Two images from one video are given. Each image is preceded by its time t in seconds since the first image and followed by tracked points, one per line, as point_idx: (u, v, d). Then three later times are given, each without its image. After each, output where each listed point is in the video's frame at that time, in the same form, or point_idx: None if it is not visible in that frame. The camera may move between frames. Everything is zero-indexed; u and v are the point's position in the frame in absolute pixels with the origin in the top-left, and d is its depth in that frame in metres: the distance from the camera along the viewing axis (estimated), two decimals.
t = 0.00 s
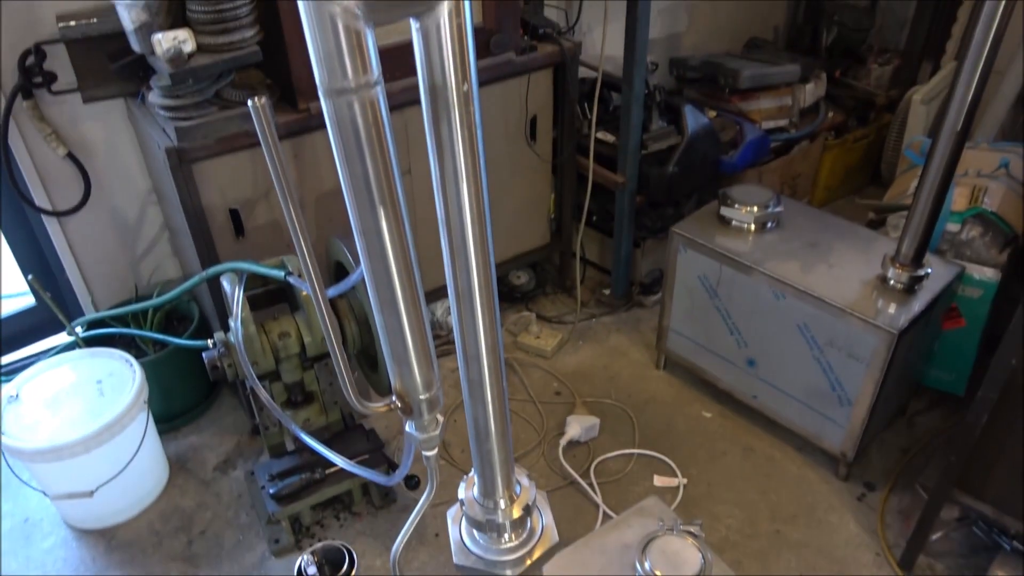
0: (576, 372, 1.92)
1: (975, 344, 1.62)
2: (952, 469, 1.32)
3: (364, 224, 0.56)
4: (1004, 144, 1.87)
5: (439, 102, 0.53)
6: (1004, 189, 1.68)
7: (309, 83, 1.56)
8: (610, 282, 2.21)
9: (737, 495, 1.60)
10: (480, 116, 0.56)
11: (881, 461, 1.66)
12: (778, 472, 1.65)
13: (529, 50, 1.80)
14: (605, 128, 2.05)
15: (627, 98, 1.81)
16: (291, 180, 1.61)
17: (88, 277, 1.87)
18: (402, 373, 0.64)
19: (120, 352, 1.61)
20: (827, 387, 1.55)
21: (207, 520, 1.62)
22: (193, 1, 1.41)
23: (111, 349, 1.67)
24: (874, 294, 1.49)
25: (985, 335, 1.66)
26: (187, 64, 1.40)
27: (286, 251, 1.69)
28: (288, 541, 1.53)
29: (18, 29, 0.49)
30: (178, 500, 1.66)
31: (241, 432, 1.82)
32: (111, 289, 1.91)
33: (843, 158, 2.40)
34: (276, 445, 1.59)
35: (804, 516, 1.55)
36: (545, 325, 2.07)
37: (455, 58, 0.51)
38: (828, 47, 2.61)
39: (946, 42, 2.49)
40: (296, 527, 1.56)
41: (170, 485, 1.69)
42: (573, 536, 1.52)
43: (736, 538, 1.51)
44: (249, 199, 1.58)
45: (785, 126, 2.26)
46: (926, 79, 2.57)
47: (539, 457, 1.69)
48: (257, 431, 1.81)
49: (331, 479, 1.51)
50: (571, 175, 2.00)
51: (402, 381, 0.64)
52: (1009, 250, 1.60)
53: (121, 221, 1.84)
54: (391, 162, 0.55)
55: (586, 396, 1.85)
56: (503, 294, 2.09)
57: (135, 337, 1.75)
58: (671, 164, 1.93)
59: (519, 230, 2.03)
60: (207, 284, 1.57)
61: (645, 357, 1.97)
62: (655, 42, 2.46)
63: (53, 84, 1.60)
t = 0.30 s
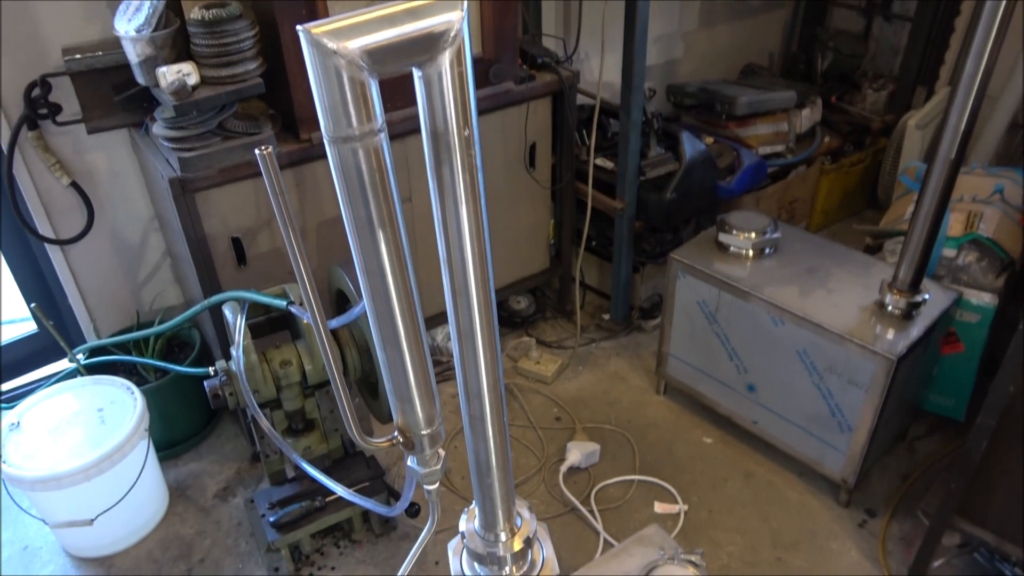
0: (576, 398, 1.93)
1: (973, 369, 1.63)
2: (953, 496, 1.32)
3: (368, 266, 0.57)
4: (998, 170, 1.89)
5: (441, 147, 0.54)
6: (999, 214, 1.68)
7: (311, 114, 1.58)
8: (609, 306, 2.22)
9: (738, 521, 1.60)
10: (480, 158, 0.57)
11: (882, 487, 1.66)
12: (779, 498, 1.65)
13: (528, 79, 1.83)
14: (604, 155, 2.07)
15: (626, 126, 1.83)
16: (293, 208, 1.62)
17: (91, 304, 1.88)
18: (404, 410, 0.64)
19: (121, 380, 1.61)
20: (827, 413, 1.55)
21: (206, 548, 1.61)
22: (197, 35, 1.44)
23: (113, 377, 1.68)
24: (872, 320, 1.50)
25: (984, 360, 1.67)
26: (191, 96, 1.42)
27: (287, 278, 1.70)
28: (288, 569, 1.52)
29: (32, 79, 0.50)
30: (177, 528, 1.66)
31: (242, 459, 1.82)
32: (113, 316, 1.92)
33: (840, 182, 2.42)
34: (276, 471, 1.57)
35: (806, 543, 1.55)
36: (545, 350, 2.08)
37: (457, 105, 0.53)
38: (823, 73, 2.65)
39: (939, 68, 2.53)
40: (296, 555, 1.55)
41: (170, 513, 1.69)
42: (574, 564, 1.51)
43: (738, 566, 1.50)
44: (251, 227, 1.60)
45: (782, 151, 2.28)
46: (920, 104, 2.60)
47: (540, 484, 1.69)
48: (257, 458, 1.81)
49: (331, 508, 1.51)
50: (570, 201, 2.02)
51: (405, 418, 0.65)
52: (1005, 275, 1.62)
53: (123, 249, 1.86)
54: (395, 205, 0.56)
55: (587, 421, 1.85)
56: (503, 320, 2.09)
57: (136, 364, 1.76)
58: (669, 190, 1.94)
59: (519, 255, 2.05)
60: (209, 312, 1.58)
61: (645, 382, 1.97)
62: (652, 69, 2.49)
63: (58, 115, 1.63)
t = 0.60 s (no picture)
0: (568, 417, 1.93)
1: (963, 389, 1.64)
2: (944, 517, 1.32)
3: (362, 291, 0.57)
4: (986, 192, 1.92)
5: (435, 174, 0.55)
6: (987, 236, 1.70)
7: (306, 134, 1.59)
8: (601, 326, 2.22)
9: (731, 542, 1.59)
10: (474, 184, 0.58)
11: (874, 507, 1.66)
12: (771, 518, 1.65)
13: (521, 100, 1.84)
14: (596, 175, 2.09)
15: (618, 147, 1.84)
16: (286, 227, 1.63)
17: (81, 323, 1.87)
18: (396, 433, 0.64)
19: (110, 400, 1.60)
20: (819, 433, 1.56)
21: (195, 570, 1.59)
22: (192, 56, 1.45)
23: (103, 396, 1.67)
24: (863, 341, 1.51)
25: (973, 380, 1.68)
26: (186, 116, 1.43)
27: (280, 297, 1.70)
28: None
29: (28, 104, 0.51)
30: (166, 549, 1.64)
31: (231, 480, 1.81)
32: (103, 335, 1.91)
33: (830, 203, 2.44)
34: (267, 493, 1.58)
35: (798, 564, 1.54)
36: (537, 369, 2.08)
37: (451, 132, 0.54)
38: (812, 95, 2.68)
39: (926, 91, 2.56)
40: None
41: (158, 534, 1.67)
42: None
43: None
44: (244, 247, 1.60)
45: (772, 172, 2.30)
46: (908, 126, 2.63)
47: (532, 505, 1.68)
48: (247, 478, 1.79)
49: (321, 529, 1.50)
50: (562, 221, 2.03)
51: (397, 442, 0.65)
52: (993, 296, 1.63)
53: (115, 267, 1.85)
54: (389, 230, 0.56)
55: (579, 441, 1.85)
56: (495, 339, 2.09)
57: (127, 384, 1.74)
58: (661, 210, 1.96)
59: (512, 275, 2.05)
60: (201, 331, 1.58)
61: (637, 402, 1.97)
62: (644, 91, 2.52)
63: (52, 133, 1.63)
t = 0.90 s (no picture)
0: (564, 429, 1.92)
1: (959, 400, 1.64)
2: (943, 527, 1.32)
3: (360, 302, 0.56)
4: (978, 202, 1.93)
5: (434, 184, 0.55)
6: (981, 248, 1.70)
7: (300, 147, 1.59)
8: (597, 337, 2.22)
9: (728, 554, 1.58)
10: (473, 194, 0.58)
11: (871, 519, 1.65)
12: (768, 530, 1.64)
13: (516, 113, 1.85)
14: (591, 187, 2.09)
15: (612, 159, 1.84)
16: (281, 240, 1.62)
17: (73, 337, 1.85)
18: (395, 446, 0.64)
19: (101, 413, 1.58)
20: (815, 444, 1.56)
21: None
22: (187, 68, 1.44)
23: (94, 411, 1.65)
24: (858, 351, 1.51)
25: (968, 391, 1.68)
26: (180, 129, 1.43)
27: (274, 310, 1.69)
28: None
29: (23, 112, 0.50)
30: (158, 565, 1.62)
31: (224, 494, 1.79)
32: (95, 349, 1.89)
33: (823, 215, 2.45)
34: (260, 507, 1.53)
35: None
36: (533, 381, 2.07)
37: (450, 143, 0.54)
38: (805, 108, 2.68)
39: (917, 104, 2.58)
40: None
41: (150, 550, 1.65)
42: None
43: None
44: (238, 259, 1.59)
45: (765, 184, 2.30)
46: (900, 138, 2.65)
47: (528, 518, 1.67)
48: (240, 493, 1.78)
49: (316, 543, 1.48)
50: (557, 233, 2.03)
51: (395, 454, 0.64)
52: (987, 307, 1.64)
53: (107, 281, 1.84)
54: (387, 240, 0.56)
55: (575, 454, 1.84)
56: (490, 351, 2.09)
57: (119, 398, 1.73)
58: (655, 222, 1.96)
59: (506, 287, 2.05)
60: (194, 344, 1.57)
61: (633, 414, 1.97)
62: (637, 104, 2.53)
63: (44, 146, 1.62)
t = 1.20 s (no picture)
0: (555, 413, 1.91)
1: (948, 381, 1.65)
2: (932, 507, 1.33)
3: (345, 272, 0.55)
4: (968, 185, 1.93)
5: (421, 152, 0.53)
6: (971, 229, 1.70)
7: (288, 129, 1.57)
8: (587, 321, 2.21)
9: (719, 536, 1.59)
10: (461, 164, 0.56)
11: (861, 499, 1.66)
12: (758, 511, 1.65)
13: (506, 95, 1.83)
14: (582, 170, 2.08)
15: (602, 142, 1.83)
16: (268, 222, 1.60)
17: (59, 324, 1.83)
18: (382, 421, 0.63)
19: (86, 399, 1.53)
20: (805, 425, 1.56)
21: (177, 571, 1.57)
22: (171, 49, 1.42)
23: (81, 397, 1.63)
24: (849, 333, 1.51)
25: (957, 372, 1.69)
26: (164, 110, 1.40)
27: (262, 294, 1.67)
28: None
29: None
30: (147, 550, 1.61)
31: (214, 480, 1.78)
32: (82, 335, 1.88)
33: (814, 199, 2.45)
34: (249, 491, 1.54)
35: (786, 556, 1.54)
36: (523, 365, 2.07)
37: (437, 109, 0.52)
38: (795, 91, 2.69)
39: (907, 87, 2.58)
40: None
41: (139, 536, 1.64)
42: None
43: None
44: (225, 242, 1.57)
45: (756, 168, 2.29)
46: (890, 122, 2.65)
47: (519, 500, 1.67)
48: (229, 478, 1.77)
49: (306, 527, 1.48)
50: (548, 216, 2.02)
51: (383, 430, 0.63)
52: (977, 288, 1.65)
53: (93, 265, 1.82)
54: (373, 209, 0.55)
55: (566, 437, 1.84)
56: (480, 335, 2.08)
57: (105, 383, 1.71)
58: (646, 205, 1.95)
59: (496, 271, 2.04)
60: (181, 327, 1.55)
61: (624, 397, 1.97)
62: (628, 87, 2.52)
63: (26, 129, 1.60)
